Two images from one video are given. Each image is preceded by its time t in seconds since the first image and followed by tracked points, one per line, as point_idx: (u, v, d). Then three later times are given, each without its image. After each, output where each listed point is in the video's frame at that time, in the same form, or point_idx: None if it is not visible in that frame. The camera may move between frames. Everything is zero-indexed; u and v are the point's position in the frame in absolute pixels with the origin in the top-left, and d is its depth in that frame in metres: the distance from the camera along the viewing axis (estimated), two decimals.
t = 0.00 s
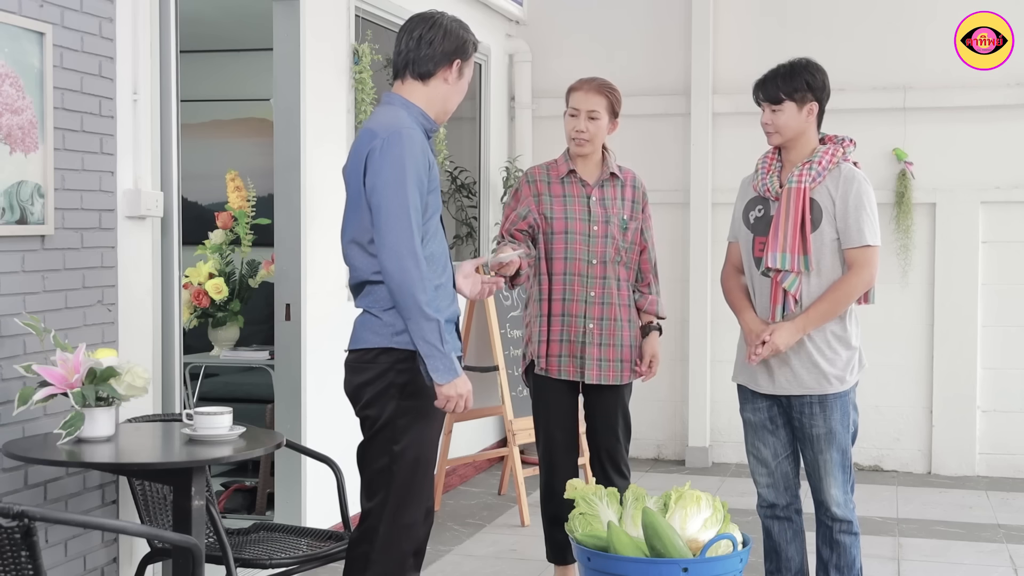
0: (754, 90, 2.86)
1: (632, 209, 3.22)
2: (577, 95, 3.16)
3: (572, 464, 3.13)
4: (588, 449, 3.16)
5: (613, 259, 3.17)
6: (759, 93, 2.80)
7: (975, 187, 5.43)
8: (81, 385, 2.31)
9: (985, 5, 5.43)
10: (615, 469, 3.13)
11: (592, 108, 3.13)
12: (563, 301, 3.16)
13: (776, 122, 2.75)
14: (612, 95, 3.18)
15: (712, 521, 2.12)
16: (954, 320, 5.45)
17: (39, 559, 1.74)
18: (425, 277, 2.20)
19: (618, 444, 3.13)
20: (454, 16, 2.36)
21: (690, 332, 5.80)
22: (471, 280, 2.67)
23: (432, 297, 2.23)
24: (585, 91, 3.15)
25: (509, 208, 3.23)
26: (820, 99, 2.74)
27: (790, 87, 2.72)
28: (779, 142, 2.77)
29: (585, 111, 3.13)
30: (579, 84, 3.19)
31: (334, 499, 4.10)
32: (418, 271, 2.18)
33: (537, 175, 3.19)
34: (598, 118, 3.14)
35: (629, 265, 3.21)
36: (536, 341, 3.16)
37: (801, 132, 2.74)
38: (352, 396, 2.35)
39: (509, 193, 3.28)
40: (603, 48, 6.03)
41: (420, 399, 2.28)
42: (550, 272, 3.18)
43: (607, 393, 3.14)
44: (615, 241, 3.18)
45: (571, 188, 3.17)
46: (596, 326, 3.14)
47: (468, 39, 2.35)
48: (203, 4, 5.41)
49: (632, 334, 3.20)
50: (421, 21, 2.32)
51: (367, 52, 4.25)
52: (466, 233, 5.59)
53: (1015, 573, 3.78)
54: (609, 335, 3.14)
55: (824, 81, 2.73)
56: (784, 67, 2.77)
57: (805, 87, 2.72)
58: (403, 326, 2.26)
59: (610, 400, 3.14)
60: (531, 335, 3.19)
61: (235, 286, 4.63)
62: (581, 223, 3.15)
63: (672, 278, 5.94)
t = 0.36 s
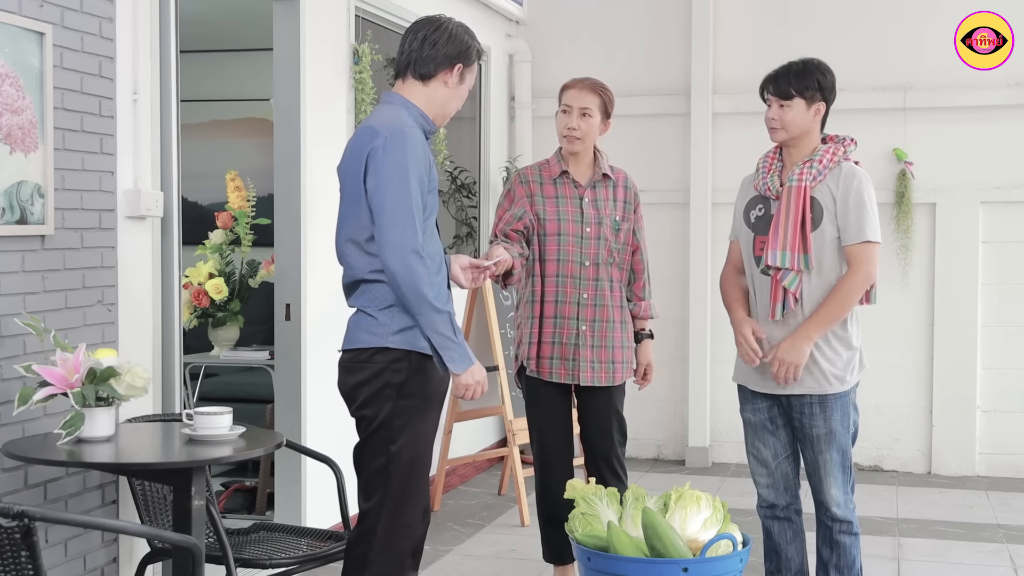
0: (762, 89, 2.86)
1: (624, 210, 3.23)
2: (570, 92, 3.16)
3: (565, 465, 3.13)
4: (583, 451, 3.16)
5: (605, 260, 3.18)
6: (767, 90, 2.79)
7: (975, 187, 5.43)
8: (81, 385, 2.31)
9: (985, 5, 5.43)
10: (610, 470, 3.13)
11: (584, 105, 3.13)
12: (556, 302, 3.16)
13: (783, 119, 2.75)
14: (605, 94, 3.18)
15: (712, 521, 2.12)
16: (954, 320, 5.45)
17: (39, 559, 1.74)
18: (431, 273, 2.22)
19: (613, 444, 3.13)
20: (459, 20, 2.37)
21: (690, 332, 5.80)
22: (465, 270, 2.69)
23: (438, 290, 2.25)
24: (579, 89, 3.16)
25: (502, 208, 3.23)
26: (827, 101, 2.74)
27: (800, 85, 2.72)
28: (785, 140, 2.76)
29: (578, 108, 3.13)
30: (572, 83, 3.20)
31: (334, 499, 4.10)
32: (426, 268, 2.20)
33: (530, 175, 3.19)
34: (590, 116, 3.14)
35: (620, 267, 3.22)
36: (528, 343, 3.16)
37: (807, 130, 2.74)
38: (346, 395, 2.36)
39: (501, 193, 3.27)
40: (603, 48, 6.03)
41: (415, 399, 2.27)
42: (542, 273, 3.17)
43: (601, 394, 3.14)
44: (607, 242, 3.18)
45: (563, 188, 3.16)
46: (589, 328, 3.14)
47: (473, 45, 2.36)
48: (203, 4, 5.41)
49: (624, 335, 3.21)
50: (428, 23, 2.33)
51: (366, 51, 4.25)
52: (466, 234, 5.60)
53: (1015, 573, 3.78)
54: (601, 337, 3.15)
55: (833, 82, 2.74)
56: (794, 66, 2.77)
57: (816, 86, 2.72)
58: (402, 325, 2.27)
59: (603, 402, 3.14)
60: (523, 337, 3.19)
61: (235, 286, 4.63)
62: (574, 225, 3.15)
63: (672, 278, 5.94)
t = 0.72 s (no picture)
0: (762, 90, 2.83)
1: (620, 209, 3.23)
2: (565, 94, 3.14)
3: (564, 464, 3.13)
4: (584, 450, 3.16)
5: (604, 260, 3.17)
6: (772, 91, 2.76)
7: (976, 187, 5.43)
8: (81, 385, 2.31)
9: (985, 5, 5.43)
10: (609, 469, 3.13)
11: (580, 107, 3.13)
12: (556, 304, 3.16)
13: (789, 122, 2.73)
14: (600, 95, 3.17)
15: (712, 521, 2.12)
16: (954, 320, 5.45)
17: (39, 559, 1.74)
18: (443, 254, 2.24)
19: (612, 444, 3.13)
20: (451, 15, 2.36)
21: (690, 332, 5.80)
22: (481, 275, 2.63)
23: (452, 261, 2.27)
24: (574, 90, 3.14)
25: (499, 212, 3.24)
26: (831, 100, 2.74)
27: (805, 87, 2.70)
28: (791, 142, 2.75)
29: (574, 111, 3.13)
30: (568, 83, 3.18)
31: (334, 499, 4.10)
32: (436, 259, 2.21)
33: (526, 178, 3.19)
34: (586, 118, 3.14)
35: (618, 266, 3.22)
36: (529, 346, 3.16)
37: (813, 132, 2.73)
38: (344, 395, 2.36)
39: (498, 197, 3.27)
40: (603, 48, 6.03)
41: (412, 399, 2.27)
42: (542, 275, 3.17)
43: (599, 395, 3.14)
44: (606, 242, 3.18)
45: (559, 190, 3.16)
46: (590, 328, 3.14)
47: (467, 41, 2.34)
48: (203, 4, 5.40)
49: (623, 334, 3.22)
50: (416, 21, 2.32)
51: (366, 51, 4.25)
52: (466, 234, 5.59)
53: (1015, 574, 3.78)
54: (602, 337, 3.15)
55: (835, 81, 2.73)
56: (796, 67, 2.75)
57: (820, 87, 2.71)
58: (401, 323, 2.28)
59: (603, 403, 3.14)
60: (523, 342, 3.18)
61: (235, 286, 4.63)
62: (572, 225, 3.14)
63: (672, 277, 5.94)
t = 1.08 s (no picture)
0: (760, 89, 2.82)
1: (629, 204, 3.24)
2: (573, 96, 3.14)
3: (573, 464, 3.13)
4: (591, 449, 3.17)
5: (616, 254, 3.18)
6: (770, 92, 2.75)
7: (975, 187, 5.43)
8: (81, 385, 2.31)
9: (985, 5, 5.43)
10: (615, 468, 3.13)
11: (589, 110, 3.13)
12: (571, 301, 3.16)
13: (789, 124, 2.72)
14: (608, 95, 3.16)
15: (712, 521, 2.12)
16: (953, 320, 5.45)
17: (39, 559, 1.74)
18: (438, 246, 2.25)
19: (621, 443, 3.13)
20: (443, 12, 2.36)
21: (690, 332, 5.80)
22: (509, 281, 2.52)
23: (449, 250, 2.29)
24: (583, 93, 3.13)
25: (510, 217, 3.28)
26: (829, 100, 2.73)
27: (804, 89, 2.69)
28: (791, 144, 2.75)
29: (582, 114, 3.13)
30: (576, 83, 3.17)
31: (334, 499, 4.10)
32: (432, 253, 2.23)
33: (532, 179, 3.22)
34: (594, 120, 3.14)
35: (631, 260, 3.22)
36: (545, 345, 3.16)
37: (812, 133, 2.73)
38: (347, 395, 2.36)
39: (507, 200, 3.30)
40: (603, 48, 6.03)
41: (411, 399, 2.26)
42: (555, 273, 3.18)
43: (610, 392, 3.14)
44: (617, 237, 3.18)
45: (567, 188, 3.18)
46: (605, 323, 3.14)
47: (455, 37, 2.32)
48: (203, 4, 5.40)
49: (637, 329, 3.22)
50: (406, 22, 2.33)
51: (367, 51, 4.25)
52: (466, 234, 5.59)
53: (1015, 574, 3.78)
54: (618, 331, 3.16)
55: (834, 82, 2.72)
56: (794, 68, 2.74)
57: (819, 88, 2.69)
58: (400, 322, 2.28)
59: (613, 401, 3.14)
60: (536, 342, 3.17)
61: (235, 286, 4.63)
62: (583, 222, 3.15)
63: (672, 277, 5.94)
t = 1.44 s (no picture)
0: (765, 89, 2.82)
1: (646, 201, 3.24)
2: (588, 94, 3.12)
3: (586, 462, 3.16)
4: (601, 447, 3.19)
5: (635, 252, 3.18)
6: (776, 91, 2.75)
7: (975, 187, 5.43)
8: (81, 385, 2.31)
9: (985, 5, 5.43)
10: (625, 466, 3.15)
11: (604, 108, 3.11)
12: (592, 299, 3.16)
13: (793, 123, 2.72)
14: (622, 93, 3.16)
15: (712, 521, 2.12)
16: (953, 320, 5.45)
17: (39, 559, 1.73)
18: (417, 248, 2.23)
19: (632, 442, 3.15)
20: (449, 15, 2.36)
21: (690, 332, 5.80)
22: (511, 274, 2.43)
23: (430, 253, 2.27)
24: (597, 91, 3.12)
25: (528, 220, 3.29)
26: (834, 101, 2.73)
27: (809, 88, 2.69)
28: (795, 143, 2.74)
29: (597, 111, 3.12)
30: (589, 82, 3.17)
31: (334, 499, 4.11)
32: (408, 255, 2.21)
33: (548, 181, 3.22)
34: (609, 118, 3.13)
35: (651, 257, 3.23)
36: (566, 346, 3.16)
37: (815, 133, 2.72)
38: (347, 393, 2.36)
39: (523, 204, 3.31)
40: (603, 48, 6.03)
41: (405, 398, 2.26)
42: (574, 273, 3.18)
43: (626, 390, 3.15)
44: (635, 234, 3.19)
45: (583, 187, 3.18)
46: (626, 321, 3.16)
47: (455, 40, 2.32)
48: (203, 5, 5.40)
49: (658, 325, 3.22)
50: (410, 25, 2.33)
51: (366, 51, 4.25)
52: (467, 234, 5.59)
53: (1015, 573, 3.78)
54: (641, 328, 3.17)
55: (839, 82, 2.71)
56: (799, 67, 2.73)
57: (824, 88, 2.70)
58: (392, 321, 2.28)
59: (627, 398, 3.15)
60: (559, 342, 3.17)
61: (235, 286, 4.63)
62: (599, 220, 3.16)
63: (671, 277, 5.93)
